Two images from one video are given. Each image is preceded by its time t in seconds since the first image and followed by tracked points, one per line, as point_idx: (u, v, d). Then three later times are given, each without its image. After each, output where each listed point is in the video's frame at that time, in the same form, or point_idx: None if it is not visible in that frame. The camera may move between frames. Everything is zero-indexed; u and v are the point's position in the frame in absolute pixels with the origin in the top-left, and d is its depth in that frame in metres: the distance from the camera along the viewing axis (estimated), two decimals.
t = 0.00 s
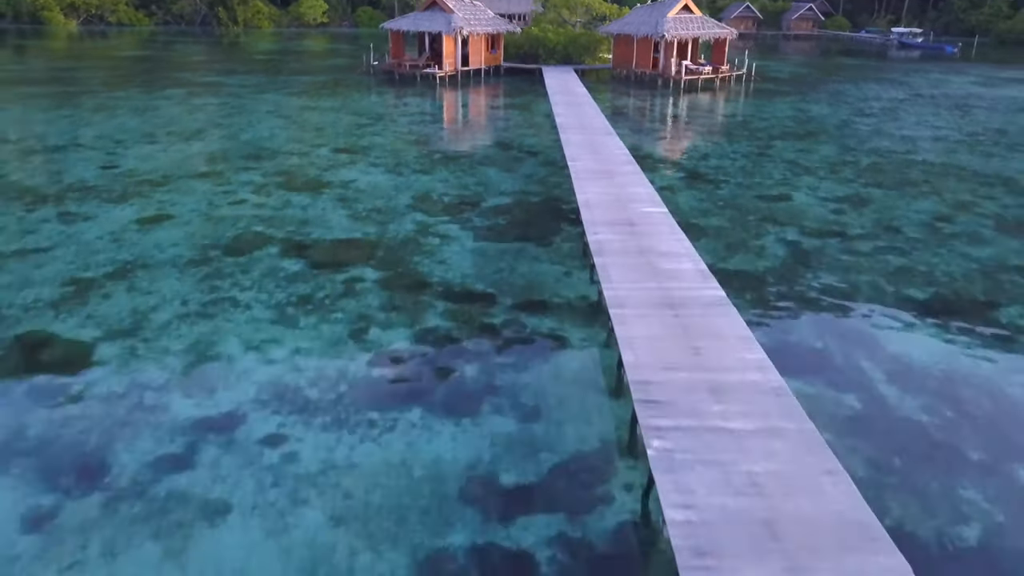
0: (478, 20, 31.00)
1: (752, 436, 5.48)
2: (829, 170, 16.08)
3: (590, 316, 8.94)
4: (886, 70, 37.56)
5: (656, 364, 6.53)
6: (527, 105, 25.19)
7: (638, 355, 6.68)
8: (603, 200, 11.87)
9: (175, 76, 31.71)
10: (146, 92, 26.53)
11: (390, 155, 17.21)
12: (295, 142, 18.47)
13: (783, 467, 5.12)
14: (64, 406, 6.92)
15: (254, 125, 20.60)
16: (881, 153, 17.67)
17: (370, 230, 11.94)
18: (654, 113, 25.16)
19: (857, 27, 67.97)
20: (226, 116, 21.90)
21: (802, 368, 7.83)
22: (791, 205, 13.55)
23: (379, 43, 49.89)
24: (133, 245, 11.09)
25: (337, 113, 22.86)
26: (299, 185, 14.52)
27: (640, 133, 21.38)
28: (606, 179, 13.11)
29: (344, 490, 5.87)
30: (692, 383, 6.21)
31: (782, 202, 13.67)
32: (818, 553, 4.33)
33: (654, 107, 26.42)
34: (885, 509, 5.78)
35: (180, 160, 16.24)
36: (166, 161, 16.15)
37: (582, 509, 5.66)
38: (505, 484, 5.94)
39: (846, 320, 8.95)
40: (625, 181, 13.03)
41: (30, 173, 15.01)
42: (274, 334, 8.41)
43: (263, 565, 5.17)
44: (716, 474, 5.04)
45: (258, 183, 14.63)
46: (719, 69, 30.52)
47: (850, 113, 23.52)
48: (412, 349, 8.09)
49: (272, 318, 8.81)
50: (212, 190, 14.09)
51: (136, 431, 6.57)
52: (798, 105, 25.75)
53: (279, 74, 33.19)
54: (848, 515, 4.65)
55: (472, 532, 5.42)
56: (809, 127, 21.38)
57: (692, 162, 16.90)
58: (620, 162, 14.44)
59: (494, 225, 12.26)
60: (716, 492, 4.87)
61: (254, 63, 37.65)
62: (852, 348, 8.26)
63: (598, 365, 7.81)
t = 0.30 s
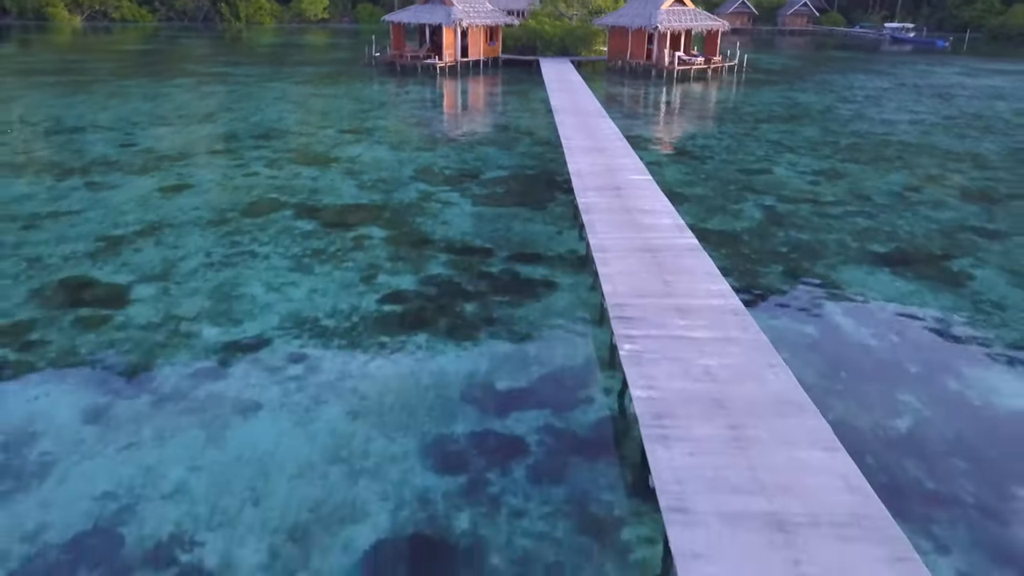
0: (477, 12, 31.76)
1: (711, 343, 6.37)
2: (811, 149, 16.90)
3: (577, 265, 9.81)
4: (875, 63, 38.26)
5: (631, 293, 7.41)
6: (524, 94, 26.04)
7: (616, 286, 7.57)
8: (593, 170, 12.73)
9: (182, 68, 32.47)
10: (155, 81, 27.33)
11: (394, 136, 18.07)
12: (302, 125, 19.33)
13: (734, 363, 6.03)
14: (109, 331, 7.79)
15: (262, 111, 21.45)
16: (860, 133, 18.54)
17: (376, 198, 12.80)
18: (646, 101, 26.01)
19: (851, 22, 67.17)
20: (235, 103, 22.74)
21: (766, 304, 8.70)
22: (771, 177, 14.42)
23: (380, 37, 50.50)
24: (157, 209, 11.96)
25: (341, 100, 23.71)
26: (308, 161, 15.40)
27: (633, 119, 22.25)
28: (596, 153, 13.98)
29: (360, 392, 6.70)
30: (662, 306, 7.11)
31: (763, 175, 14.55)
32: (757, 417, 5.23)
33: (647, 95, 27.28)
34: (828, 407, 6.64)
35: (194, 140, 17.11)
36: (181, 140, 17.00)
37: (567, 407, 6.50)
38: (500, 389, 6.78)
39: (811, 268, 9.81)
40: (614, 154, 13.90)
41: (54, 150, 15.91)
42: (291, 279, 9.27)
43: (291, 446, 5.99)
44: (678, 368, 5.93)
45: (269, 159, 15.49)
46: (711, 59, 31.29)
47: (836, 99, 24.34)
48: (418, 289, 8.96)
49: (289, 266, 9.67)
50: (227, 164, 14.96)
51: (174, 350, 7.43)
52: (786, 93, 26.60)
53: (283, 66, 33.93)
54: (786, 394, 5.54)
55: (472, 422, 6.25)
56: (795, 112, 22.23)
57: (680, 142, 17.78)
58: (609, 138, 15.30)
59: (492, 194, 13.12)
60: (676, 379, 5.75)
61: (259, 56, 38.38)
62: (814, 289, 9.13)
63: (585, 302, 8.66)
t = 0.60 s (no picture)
0: (476, 9, 32.50)
1: (678, 285, 7.25)
2: (793, 135, 17.77)
3: (566, 232, 10.66)
4: (866, 59, 38.89)
5: (611, 249, 8.29)
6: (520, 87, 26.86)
7: (597, 243, 8.45)
8: (583, 150, 13.58)
9: (189, 64, 33.24)
10: (163, 75, 28.12)
11: (396, 124, 18.93)
12: (308, 114, 20.19)
13: (696, 300, 6.90)
14: (144, 284, 8.66)
15: (268, 102, 22.29)
16: (841, 122, 19.39)
17: (381, 177, 13.67)
18: (639, 93, 26.87)
19: (845, 20, 66.97)
20: (242, 94, 23.57)
21: (737, 262, 9.54)
22: (752, 160, 15.29)
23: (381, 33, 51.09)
24: (177, 186, 12.82)
25: (344, 92, 24.54)
26: (316, 146, 16.27)
27: (625, 110, 23.10)
28: (586, 136, 14.83)
29: (371, 330, 7.57)
30: (637, 259, 7.98)
31: (745, 158, 15.43)
32: (712, 339, 6.11)
33: (640, 88, 28.12)
34: (784, 342, 7.52)
35: (207, 127, 17.96)
36: (194, 127, 17.87)
37: (554, 342, 7.38)
38: (494, 329, 7.66)
39: (783, 235, 10.65)
40: (603, 137, 14.73)
41: (75, 135, 16.81)
42: (305, 243, 10.15)
43: (312, 370, 6.85)
44: (647, 304, 6.81)
45: (279, 144, 16.35)
46: (703, 54, 32.04)
47: (822, 92, 25.15)
48: (421, 251, 9.83)
49: (303, 233, 10.55)
50: (239, 148, 15.82)
51: (204, 297, 8.30)
52: (775, 86, 27.42)
53: (287, 61, 34.68)
54: (738, 321, 6.44)
55: (470, 352, 7.13)
56: (781, 102, 23.06)
57: (668, 131, 18.67)
58: (600, 123, 16.13)
59: (489, 173, 14.00)
60: (644, 311, 6.63)
61: (263, 52, 39.11)
62: (783, 252, 9.96)
63: (573, 261, 9.54)
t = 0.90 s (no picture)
0: (475, 6, 33.32)
1: (654, 249, 8.14)
2: (777, 125, 18.61)
3: (558, 209, 11.55)
4: (855, 56, 39.75)
5: (596, 220, 9.18)
6: (518, 82, 27.74)
7: (584, 216, 9.34)
8: (575, 137, 14.47)
9: (195, 60, 34.07)
10: (171, 71, 28.96)
11: (398, 116, 19.82)
12: (314, 107, 21.09)
13: (669, 260, 7.79)
14: (173, 252, 9.55)
15: (275, 95, 23.18)
16: (823, 114, 20.29)
17: (386, 162, 14.57)
18: (633, 88, 27.76)
19: (840, 19, 67.62)
20: (249, 89, 24.43)
21: (714, 234, 10.42)
22: (735, 148, 16.19)
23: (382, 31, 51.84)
24: (195, 170, 13.71)
25: (348, 86, 25.41)
26: (323, 135, 17.16)
27: (618, 104, 24.00)
28: (579, 125, 15.71)
29: (381, 289, 8.44)
30: (619, 228, 8.87)
31: (729, 146, 16.33)
32: (680, 289, 6.99)
33: (634, 83, 29.01)
34: (750, 299, 8.37)
35: (219, 119, 18.84)
36: (206, 119, 18.74)
37: (544, 299, 8.26)
38: (491, 288, 8.54)
39: (758, 211, 11.54)
40: (595, 126, 15.61)
41: (95, 126, 17.69)
42: (316, 218, 11.02)
43: (329, 320, 7.72)
44: (625, 263, 7.70)
45: (288, 133, 17.26)
46: (696, 51, 32.93)
47: (809, 86, 26.05)
48: (424, 224, 10.72)
49: (315, 210, 11.42)
50: (250, 137, 16.71)
51: (229, 263, 9.18)
52: (764, 81, 28.31)
53: (291, 58, 35.52)
54: (704, 276, 7.32)
55: (468, 306, 8.01)
56: (769, 96, 23.95)
57: (658, 122, 19.56)
58: (592, 113, 17.01)
59: (488, 159, 14.88)
60: (622, 268, 7.52)
61: (267, 50, 39.92)
62: (757, 226, 10.84)
63: (563, 233, 10.42)
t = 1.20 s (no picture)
0: (474, 5, 34.12)
1: (635, 222, 8.99)
2: (763, 118, 19.46)
3: (551, 192, 12.38)
4: (846, 53, 40.50)
5: (584, 198, 10.04)
6: (516, 78, 28.53)
7: (573, 195, 10.19)
8: (568, 127, 15.30)
9: (201, 58, 34.79)
10: (177, 68, 29.72)
11: (400, 110, 20.63)
12: (319, 101, 21.89)
13: (648, 230, 8.64)
14: (196, 228, 10.37)
15: (281, 90, 23.97)
16: (808, 107, 21.12)
17: (389, 151, 15.39)
18: (627, 84, 28.56)
19: (835, 17, 68.15)
20: (255, 84, 25.20)
21: (695, 213, 11.26)
22: (722, 138, 17.02)
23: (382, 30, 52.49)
24: (210, 158, 14.54)
25: (350, 83, 26.20)
26: (328, 127, 17.97)
27: (612, 99, 24.80)
28: (572, 116, 16.54)
29: (388, 259, 9.27)
30: (605, 205, 9.72)
31: (715, 137, 17.16)
32: (656, 254, 7.85)
33: (628, 79, 29.82)
34: (724, 267, 9.20)
35: (228, 112, 19.63)
36: (216, 113, 19.54)
37: (537, 267, 9.10)
38: (488, 258, 9.36)
39: (738, 194, 12.37)
40: (587, 117, 16.44)
41: (110, 119, 18.48)
42: (326, 200, 11.85)
43: (341, 283, 8.55)
44: (608, 233, 8.55)
45: (295, 125, 18.08)
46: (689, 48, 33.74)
47: (797, 82, 26.86)
48: (426, 205, 11.55)
49: (325, 193, 12.25)
50: (259, 129, 17.52)
51: (248, 237, 10.00)
52: (755, 78, 29.11)
53: (294, 56, 36.25)
54: (678, 244, 8.19)
55: (467, 272, 8.84)
56: (758, 91, 24.74)
57: (649, 116, 20.38)
58: (585, 106, 17.84)
59: (486, 149, 15.71)
60: (605, 237, 8.38)
61: (269, 48, 40.63)
62: (736, 206, 11.67)
63: (555, 213, 11.26)
